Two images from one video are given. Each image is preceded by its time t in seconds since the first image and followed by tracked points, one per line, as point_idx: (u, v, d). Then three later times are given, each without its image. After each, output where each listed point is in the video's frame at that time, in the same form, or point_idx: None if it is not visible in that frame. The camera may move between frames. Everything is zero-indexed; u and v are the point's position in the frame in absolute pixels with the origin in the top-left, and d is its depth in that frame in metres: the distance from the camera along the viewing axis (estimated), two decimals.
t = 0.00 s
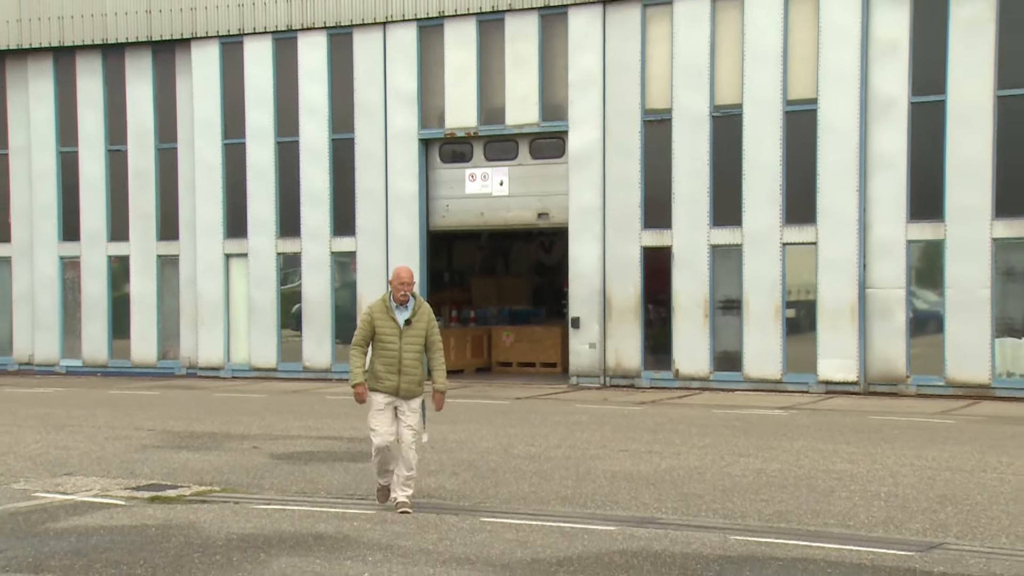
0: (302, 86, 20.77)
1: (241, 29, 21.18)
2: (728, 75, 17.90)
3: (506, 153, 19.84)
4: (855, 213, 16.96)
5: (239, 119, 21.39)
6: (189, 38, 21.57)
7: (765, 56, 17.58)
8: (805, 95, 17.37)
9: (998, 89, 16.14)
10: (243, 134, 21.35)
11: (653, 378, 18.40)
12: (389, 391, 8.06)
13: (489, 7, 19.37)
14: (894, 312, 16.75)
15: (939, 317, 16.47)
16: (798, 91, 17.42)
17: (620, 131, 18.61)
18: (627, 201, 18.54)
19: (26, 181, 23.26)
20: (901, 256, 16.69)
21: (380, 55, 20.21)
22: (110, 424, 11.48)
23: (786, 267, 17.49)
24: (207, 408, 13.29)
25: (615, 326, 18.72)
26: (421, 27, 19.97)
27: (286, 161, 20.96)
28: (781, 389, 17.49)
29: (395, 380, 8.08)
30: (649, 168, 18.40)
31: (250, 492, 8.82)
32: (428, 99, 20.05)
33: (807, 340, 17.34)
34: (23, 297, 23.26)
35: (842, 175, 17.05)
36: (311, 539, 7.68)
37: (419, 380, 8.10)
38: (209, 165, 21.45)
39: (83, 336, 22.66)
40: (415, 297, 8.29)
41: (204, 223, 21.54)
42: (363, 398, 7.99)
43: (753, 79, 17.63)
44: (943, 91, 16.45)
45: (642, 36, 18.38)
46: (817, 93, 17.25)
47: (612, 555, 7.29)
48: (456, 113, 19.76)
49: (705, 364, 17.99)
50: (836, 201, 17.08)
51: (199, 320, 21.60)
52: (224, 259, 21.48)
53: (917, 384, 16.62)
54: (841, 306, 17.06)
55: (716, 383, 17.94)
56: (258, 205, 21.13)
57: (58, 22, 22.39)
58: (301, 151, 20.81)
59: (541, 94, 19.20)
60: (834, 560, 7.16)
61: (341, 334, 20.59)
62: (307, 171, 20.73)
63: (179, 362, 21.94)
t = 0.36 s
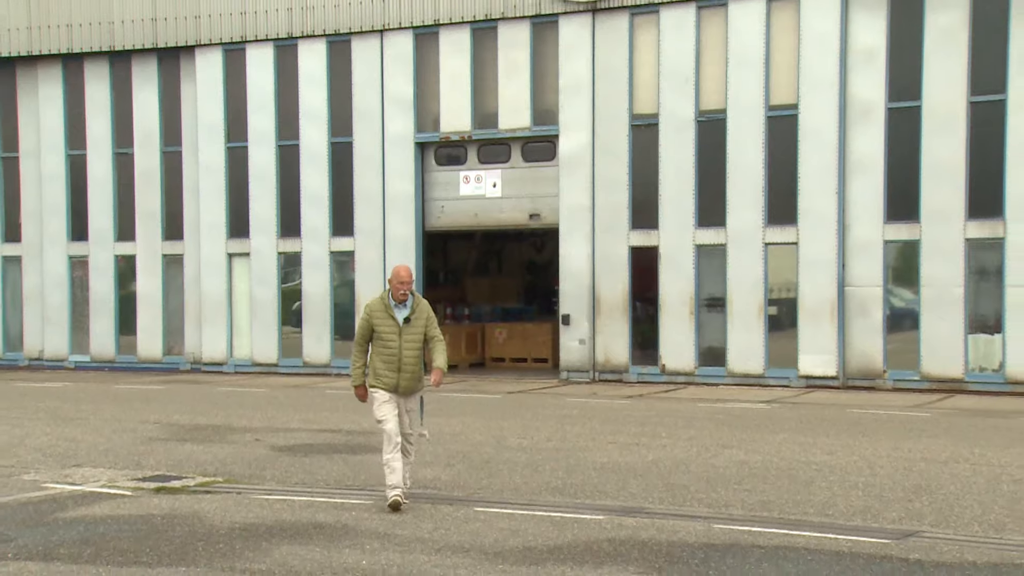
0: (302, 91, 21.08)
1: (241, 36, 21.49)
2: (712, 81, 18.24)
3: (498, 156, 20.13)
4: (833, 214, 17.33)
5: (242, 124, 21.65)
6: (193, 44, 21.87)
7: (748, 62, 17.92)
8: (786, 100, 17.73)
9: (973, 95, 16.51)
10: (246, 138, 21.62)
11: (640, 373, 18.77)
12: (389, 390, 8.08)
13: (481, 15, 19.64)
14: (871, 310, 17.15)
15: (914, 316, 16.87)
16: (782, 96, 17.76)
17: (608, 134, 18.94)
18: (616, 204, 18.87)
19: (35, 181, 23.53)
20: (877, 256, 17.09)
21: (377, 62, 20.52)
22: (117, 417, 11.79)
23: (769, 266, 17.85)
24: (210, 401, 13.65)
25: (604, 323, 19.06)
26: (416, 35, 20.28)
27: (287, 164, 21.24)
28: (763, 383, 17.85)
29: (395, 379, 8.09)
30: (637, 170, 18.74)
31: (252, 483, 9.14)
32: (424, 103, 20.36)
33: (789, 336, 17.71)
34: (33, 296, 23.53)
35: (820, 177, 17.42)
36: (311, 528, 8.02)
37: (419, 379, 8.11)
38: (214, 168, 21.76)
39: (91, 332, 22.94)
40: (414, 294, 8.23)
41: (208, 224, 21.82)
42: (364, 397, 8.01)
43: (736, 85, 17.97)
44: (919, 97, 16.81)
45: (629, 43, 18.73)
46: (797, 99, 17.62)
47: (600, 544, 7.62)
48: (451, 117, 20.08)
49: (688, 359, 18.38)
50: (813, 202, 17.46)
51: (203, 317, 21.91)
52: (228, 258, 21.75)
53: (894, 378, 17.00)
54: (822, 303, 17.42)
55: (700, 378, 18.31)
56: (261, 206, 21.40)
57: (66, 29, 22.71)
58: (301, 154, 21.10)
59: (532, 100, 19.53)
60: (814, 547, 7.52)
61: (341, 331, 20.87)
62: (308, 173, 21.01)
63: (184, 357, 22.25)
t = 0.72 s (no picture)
0: (302, 97, 21.40)
1: (244, 45, 21.82)
2: (698, 88, 18.60)
3: (490, 160, 20.50)
4: (814, 215, 17.69)
5: (245, 128, 21.95)
6: (197, 53, 22.19)
7: (731, 70, 18.26)
8: (768, 106, 18.10)
9: (947, 102, 16.91)
10: (249, 142, 21.92)
11: (628, 369, 19.11)
12: (389, 381, 8.05)
13: (475, 24, 19.98)
14: (850, 308, 17.54)
15: (891, 313, 17.28)
16: (764, 102, 18.13)
17: (597, 139, 19.29)
18: (605, 206, 19.23)
19: (44, 183, 23.80)
20: (855, 256, 17.48)
21: (375, 69, 20.85)
22: (124, 412, 12.10)
23: (752, 264, 18.20)
24: (211, 396, 13.98)
25: (593, 321, 19.41)
26: (412, 43, 20.61)
27: (288, 168, 21.55)
28: (746, 379, 18.22)
29: (394, 370, 8.07)
30: (626, 174, 19.10)
31: (254, 475, 9.47)
32: (420, 110, 20.69)
33: (772, 333, 18.07)
34: (43, 295, 23.80)
35: (801, 182, 17.80)
36: (312, 518, 8.35)
37: (417, 369, 8.10)
38: (217, 171, 22.04)
39: (100, 331, 23.21)
40: (408, 287, 8.30)
41: (212, 225, 22.11)
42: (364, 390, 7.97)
43: (720, 92, 18.32)
44: (896, 103, 17.22)
45: (617, 50, 19.08)
46: (778, 105, 17.99)
47: (589, 533, 7.96)
48: (446, 122, 20.41)
49: (672, 356, 18.75)
50: (796, 205, 17.83)
51: (207, 316, 22.21)
52: (231, 259, 22.05)
53: (872, 373, 17.40)
54: (802, 302, 17.80)
55: (686, 373, 18.67)
56: (262, 210, 21.70)
57: (75, 38, 22.94)
58: (301, 158, 21.41)
59: (523, 106, 19.86)
60: (796, 536, 7.87)
61: (341, 328, 21.18)
62: (308, 177, 21.32)
63: (188, 354, 22.52)
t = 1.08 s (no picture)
0: (302, 105, 21.72)
1: (247, 54, 22.14)
2: (685, 96, 18.96)
3: (485, 165, 20.84)
4: (796, 219, 18.07)
5: (248, 134, 22.27)
6: (201, 62, 22.51)
7: (717, 79, 18.63)
8: (752, 114, 18.47)
9: (923, 110, 17.29)
10: (251, 148, 22.24)
11: (618, 366, 19.47)
12: (392, 388, 7.91)
13: (470, 34, 20.33)
14: (831, 308, 17.92)
15: (871, 313, 17.65)
16: (748, 109, 18.51)
17: (588, 145, 19.64)
18: (595, 208, 19.59)
19: (52, 186, 24.12)
20: (835, 257, 17.87)
21: (373, 77, 21.18)
22: (130, 408, 12.43)
23: (736, 265, 18.58)
24: (215, 392, 14.32)
25: (585, 321, 19.76)
26: (409, 52, 20.95)
27: (290, 173, 21.88)
28: (732, 376, 18.60)
29: (397, 377, 7.93)
30: (616, 179, 19.45)
31: (256, 469, 9.80)
32: (417, 116, 21.02)
33: (755, 332, 18.45)
34: (53, 295, 24.12)
35: (784, 187, 18.17)
36: (313, 511, 8.68)
37: (421, 377, 7.95)
38: (221, 176, 22.36)
39: (107, 330, 23.51)
40: (414, 294, 8.15)
41: (215, 227, 22.42)
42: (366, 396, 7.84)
43: (707, 99, 18.69)
44: (874, 111, 17.63)
45: (607, 58, 19.44)
46: (762, 113, 18.37)
47: (580, 525, 8.30)
48: (442, 128, 20.75)
49: (660, 355, 19.11)
50: (779, 209, 18.20)
51: (211, 316, 22.51)
52: (234, 260, 22.36)
53: (852, 370, 17.78)
54: (785, 301, 18.17)
55: (673, 371, 19.03)
56: (264, 214, 22.04)
57: (84, 47, 23.27)
58: (301, 162, 21.74)
59: (517, 112, 20.20)
60: (778, 527, 8.22)
61: (341, 327, 21.51)
62: (308, 180, 21.65)
63: (194, 352, 22.84)
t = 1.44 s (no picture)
0: (303, 111, 22.05)
1: (250, 63, 22.49)
2: (673, 104, 19.33)
3: (480, 170, 21.14)
4: (779, 223, 18.45)
5: (250, 139, 22.63)
6: (205, 70, 22.85)
7: (703, 87, 19.00)
8: (737, 120, 18.84)
9: (901, 117, 17.68)
10: (254, 153, 22.58)
11: (608, 364, 19.85)
12: (395, 381, 8.28)
13: (465, 43, 20.69)
14: (813, 308, 18.30)
15: (851, 313, 18.02)
16: (733, 116, 18.88)
17: (578, 151, 20.00)
18: (585, 211, 19.95)
19: (62, 190, 24.47)
20: (817, 259, 18.27)
21: (372, 85, 21.53)
22: (137, 404, 12.75)
23: (723, 267, 18.95)
24: (217, 389, 14.66)
25: (576, 320, 20.13)
26: (407, 61, 21.30)
27: (290, 178, 22.22)
28: (718, 374, 18.98)
29: (400, 371, 8.29)
30: (606, 183, 19.81)
31: (259, 463, 10.14)
32: (413, 122, 21.34)
33: (740, 331, 18.82)
34: (62, 296, 24.42)
35: (769, 189, 18.54)
36: (313, 504, 9.02)
37: (423, 371, 8.30)
38: (224, 181, 22.70)
39: (114, 329, 23.82)
40: (420, 290, 8.50)
41: (219, 230, 22.76)
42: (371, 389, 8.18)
43: (693, 107, 19.05)
44: (853, 118, 18.02)
45: (597, 66, 19.81)
46: (746, 119, 18.74)
47: (572, 517, 8.66)
48: (438, 133, 21.09)
49: (648, 353, 19.50)
50: (762, 212, 18.57)
51: (214, 316, 22.82)
52: (236, 262, 22.72)
53: (833, 368, 18.17)
54: (769, 302, 18.55)
55: (661, 368, 19.39)
56: (266, 217, 22.37)
57: (92, 56, 23.63)
58: (302, 168, 22.09)
59: (511, 119, 20.54)
60: (762, 519, 8.59)
61: (340, 327, 21.84)
62: (308, 185, 21.99)
63: (198, 351, 23.14)
